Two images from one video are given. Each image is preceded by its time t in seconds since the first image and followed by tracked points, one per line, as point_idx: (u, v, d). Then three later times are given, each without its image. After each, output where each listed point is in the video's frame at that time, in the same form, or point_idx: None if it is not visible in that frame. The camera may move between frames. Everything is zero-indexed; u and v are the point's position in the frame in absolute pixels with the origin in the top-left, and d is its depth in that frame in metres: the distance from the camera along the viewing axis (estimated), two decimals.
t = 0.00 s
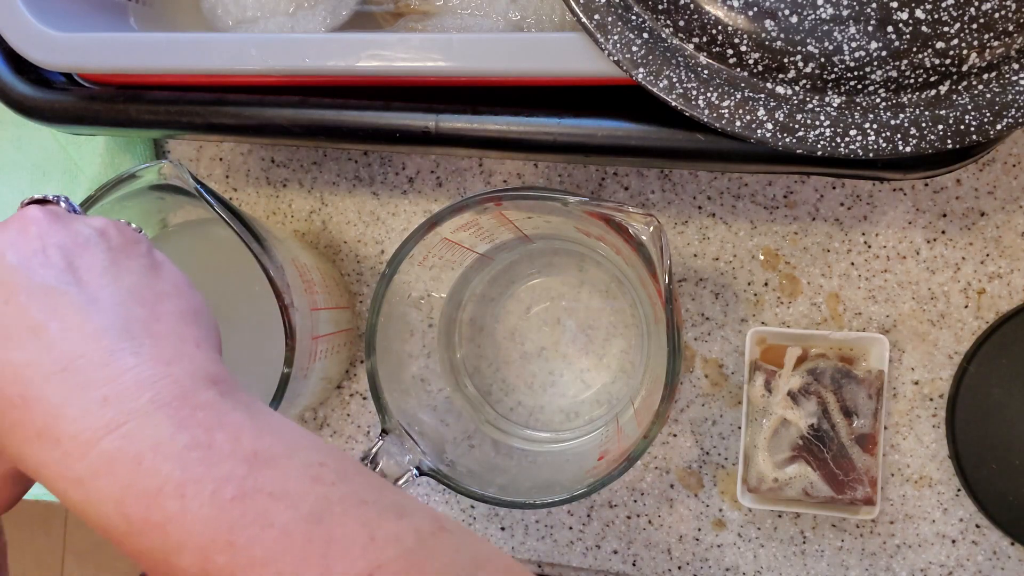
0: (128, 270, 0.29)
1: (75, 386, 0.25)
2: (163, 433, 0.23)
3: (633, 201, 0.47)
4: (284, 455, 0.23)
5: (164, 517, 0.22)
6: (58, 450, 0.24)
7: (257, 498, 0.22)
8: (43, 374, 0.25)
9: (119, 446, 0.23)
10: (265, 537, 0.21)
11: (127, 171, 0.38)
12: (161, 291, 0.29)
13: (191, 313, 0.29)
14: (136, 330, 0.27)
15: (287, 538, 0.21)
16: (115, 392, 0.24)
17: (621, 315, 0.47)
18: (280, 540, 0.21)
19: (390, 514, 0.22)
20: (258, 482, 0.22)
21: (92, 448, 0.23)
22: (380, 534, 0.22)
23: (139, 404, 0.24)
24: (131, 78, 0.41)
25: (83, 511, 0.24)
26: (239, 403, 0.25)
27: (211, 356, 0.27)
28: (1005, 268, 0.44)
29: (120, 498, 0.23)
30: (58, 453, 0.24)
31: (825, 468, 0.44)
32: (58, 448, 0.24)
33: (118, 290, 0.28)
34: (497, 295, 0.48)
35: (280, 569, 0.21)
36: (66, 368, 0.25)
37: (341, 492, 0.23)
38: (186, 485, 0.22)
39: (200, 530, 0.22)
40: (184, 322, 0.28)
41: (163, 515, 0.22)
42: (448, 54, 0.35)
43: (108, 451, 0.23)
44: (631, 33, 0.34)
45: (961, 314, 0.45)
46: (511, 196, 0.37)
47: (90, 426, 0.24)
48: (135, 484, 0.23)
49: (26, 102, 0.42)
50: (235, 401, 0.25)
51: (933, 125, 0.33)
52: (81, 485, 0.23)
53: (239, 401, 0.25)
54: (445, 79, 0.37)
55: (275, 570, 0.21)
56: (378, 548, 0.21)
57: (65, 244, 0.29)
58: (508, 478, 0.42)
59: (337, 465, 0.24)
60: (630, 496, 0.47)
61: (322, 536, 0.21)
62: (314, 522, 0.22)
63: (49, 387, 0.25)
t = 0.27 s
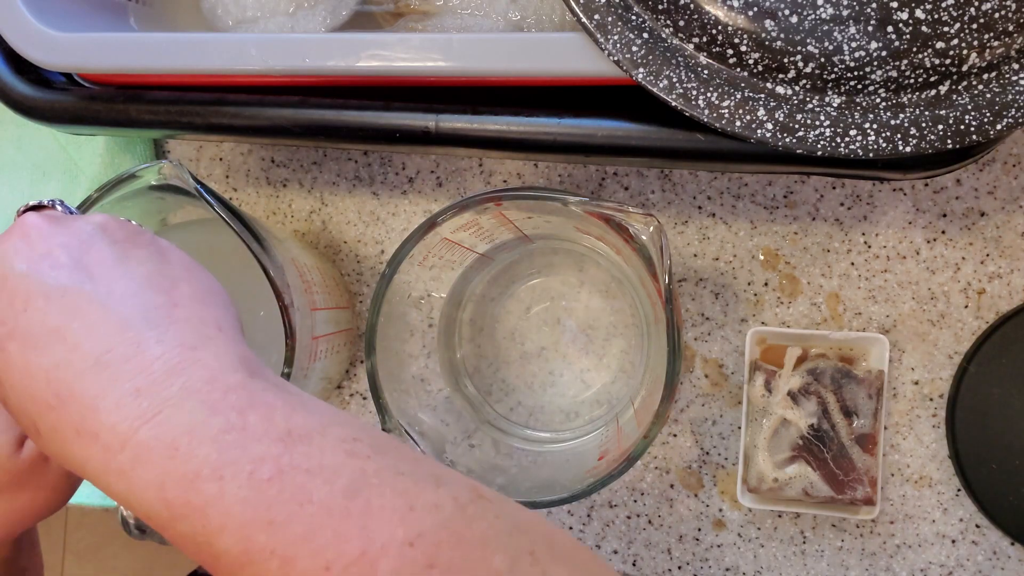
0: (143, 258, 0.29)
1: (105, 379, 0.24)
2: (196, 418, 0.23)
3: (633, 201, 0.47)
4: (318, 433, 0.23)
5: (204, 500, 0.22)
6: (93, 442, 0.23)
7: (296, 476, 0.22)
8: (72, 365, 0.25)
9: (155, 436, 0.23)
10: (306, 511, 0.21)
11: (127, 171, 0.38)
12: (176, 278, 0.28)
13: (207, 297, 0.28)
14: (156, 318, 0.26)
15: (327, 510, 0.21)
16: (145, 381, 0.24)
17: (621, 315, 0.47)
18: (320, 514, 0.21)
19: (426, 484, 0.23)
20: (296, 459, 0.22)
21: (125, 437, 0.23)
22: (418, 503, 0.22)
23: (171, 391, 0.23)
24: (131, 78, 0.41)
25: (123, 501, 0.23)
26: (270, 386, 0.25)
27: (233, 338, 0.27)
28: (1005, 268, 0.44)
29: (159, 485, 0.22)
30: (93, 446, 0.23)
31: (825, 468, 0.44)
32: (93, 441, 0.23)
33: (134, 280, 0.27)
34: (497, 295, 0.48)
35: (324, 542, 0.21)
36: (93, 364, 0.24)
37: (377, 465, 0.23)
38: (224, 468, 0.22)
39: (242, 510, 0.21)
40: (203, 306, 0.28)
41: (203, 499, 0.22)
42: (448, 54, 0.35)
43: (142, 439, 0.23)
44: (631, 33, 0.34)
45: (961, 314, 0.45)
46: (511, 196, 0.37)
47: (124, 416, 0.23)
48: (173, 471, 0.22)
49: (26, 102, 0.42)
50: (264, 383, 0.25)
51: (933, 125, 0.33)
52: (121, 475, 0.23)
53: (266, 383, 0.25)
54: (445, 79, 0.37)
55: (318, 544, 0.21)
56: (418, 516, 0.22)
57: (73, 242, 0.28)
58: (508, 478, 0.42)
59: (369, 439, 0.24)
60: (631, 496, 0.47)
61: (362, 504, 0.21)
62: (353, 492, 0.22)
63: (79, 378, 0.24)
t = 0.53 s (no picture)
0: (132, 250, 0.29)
1: (96, 370, 0.24)
2: (193, 405, 0.23)
3: (633, 201, 0.47)
4: (322, 414, 0.23)
5: (208, 488, 0.22)
6: (88, 437, 0.24)
7: (302, 459, 0.22)
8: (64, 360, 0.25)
9: (152, 426, 0.23)
10: (316, 492, 0.22)
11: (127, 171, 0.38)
12: (162, 264, 0.29)
13: (195, 279, 0.28)
14: (144, 306, 0.26)
15: (337, 492, 0.22)
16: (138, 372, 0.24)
17: (621, 315, 0.47)
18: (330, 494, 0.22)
19: (435, 462, 0.23)
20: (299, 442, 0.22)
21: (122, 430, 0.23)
22: (429, 480, 0.22)
23: (165, 380, 0.24)
24: (131, 78, 0.41)
25: (123, 496, 0.23)
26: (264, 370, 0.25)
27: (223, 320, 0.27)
28: (1005, 268, 0.44)
29: (160, 475, 0.23)
30: (87, 442, 0.23)
31: (825, 468, 0.44)
32: (87, 436, 0.23)
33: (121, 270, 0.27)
34: (497, 295, 0.48)
35: (336, 523, 0.21)
36: (82, 357, 0.24)
37: (384, 445, 0.23)
38: (226, 453, 0.22)
39: (248, 496, 0.22)
40: (190, 289, 0.28)
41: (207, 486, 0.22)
42: (448, 54, 0.35)
43: (140, 430, 0.23)
44: (631, 33, 0.34)
45: (961, 314, 0.45)
46: (511, 196, 0.37)
47: (118, 408, 0.23)
48: (173, 460, 0.22)
49: (26, 102, 0.42)
50: (260, 366, 0.25)
51: (933, 125, 0.33)
52: (119, 469, 0.23)
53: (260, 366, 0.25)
54: (445, 79, 0.37)
55: (330, 526, 0.21)
56: (430, 494, 0.22)
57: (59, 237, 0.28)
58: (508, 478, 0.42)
59: (373, 420, 0.24)
60: (631, 496, 0.47)
61: (373, 483, 0.22)
62: (362, 472, 0.22)
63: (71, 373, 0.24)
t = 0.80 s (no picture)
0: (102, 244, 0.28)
1: (54, 375, 0.23)
2: (163, 410, 0.22)
3: (633, 201, 0.47)
4: (306, 419, 0.23)
5: (183, 503, 0.21)
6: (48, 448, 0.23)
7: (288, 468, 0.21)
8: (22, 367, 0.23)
9: (117, 432, 0.22)
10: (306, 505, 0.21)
11: (127, 171, 0.38)
12: (122, 254, 0.28)
13: (155, 268, 0.28)
14: (99, 295, 0.26)
15: (329, 506, 0.21)
16: (101, 377, 0.23)
17: (621, 315, 0.47)
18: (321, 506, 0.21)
19: (431, 466, 0.23)
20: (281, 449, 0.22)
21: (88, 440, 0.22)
22: (426, 490, 0.22)
23: (131, 384, 0.23)
24: (131, 78, 0.41)
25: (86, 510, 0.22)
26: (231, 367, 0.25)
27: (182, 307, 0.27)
28: (1005, 268, 0.44)
29: (128, 488, 0.22)
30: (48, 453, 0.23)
31: (825, 468, 0.44)
32: (48, 448, 0.23)
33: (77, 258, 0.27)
34: (497, 295, 0.48)
35: (330, 542, 0.21)
36: (39, 357, 0.24)
37: (375, 449, 0.23)
38: (200, 462, 0.22)
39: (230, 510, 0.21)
40: (149, 276, 0.27)
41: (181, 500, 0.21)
42: (449, 54, 0.35)
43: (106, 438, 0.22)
44: (631, 33, 0.34)
45: (961, 314, 0.45)
46: (511, 196, 0.37)
47: (82, 416, 0.23)
48: (143, 471, 0.22)
49: (26, 102, 0.42)
50: (233, 363, 0.25)
51: (933, 125, 0.33)
52: (84, 482, 0.22)
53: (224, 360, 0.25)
54: (445, 79, 0.37)
55: (323, 541, 0.21)
56: (429, 503, 0.22)
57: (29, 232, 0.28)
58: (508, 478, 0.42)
59: (362, 421, 0.24)
60: (630, 496, 0.47)
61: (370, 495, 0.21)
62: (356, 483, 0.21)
63: (31, 381, 0.23)
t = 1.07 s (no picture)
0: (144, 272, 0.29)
1: (110, 401, 0.24)
2: (205, 442, 0.23)
3: (633, 201, 0.47)
4: (328, 447, 0.23)
5: (217, 528, 0.22)
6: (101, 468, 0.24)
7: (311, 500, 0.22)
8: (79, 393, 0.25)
9: (160, 461, 0.23)
10: (324, 534, 0.21)
11: (127, 171, 0.38)
12: (172, 286, 0.29)
13: (206, 301, 0.29)
14: (154, 335, 0.26)
15: (343, 533, 0.21)
16: (148, 407, 0.24)
17: (621, 315, 0.47)
18: (338, 534, 0.21)
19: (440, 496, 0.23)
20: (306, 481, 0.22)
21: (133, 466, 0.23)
22: (433, 517, 0.22)
23: (177, 414, 0.24)
24: (131, 78, 0.41)
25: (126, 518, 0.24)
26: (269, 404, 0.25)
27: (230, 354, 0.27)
28: (1005, 268, 0.44)
29: (174, 511, 0.23)
30: (102, 473, 0.24)
31: (825, 468, 0.44)
32: (103, 472, 0.24)
33: (136, 294, 0.28)
34: (497, 295, 0.48)
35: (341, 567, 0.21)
36: (97, 387, 0.25)
37: (391, 478, 0.23)
38: (234, 493, 0.22)
39: (256, 539, 0.22)
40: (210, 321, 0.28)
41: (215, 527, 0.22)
42: (448, 55, 0.35)
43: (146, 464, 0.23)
44: (631, 33, 0.34)
45: (961, 314, 0.45)
46: (511, 196, 0.37)
47: (131, 444, 0.23)
48: (186, 497, 0.22)
49: (26, 102, 0.42)
50: (273, 395, 0.25)
51: (933, 125, 0.33)
52: (133, 505, 0.23)
53: (260, 400, 0.25)
54: (445, 79, 0.37)
55: (336, 567, 0.21)
56: (435, 531, 0.22)
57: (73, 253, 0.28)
58: (508, 478, 0.42)
59: (379, 451, 0.24)
60: (630, 496, 0.47)
61: (380, 523, 0.22)
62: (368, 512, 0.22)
63: (89, 405, 0.25)
